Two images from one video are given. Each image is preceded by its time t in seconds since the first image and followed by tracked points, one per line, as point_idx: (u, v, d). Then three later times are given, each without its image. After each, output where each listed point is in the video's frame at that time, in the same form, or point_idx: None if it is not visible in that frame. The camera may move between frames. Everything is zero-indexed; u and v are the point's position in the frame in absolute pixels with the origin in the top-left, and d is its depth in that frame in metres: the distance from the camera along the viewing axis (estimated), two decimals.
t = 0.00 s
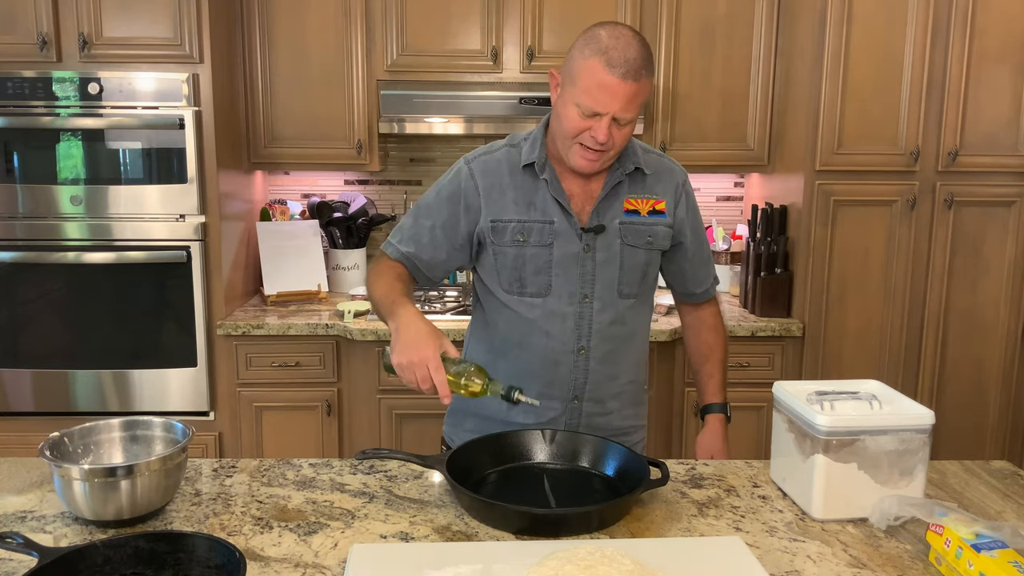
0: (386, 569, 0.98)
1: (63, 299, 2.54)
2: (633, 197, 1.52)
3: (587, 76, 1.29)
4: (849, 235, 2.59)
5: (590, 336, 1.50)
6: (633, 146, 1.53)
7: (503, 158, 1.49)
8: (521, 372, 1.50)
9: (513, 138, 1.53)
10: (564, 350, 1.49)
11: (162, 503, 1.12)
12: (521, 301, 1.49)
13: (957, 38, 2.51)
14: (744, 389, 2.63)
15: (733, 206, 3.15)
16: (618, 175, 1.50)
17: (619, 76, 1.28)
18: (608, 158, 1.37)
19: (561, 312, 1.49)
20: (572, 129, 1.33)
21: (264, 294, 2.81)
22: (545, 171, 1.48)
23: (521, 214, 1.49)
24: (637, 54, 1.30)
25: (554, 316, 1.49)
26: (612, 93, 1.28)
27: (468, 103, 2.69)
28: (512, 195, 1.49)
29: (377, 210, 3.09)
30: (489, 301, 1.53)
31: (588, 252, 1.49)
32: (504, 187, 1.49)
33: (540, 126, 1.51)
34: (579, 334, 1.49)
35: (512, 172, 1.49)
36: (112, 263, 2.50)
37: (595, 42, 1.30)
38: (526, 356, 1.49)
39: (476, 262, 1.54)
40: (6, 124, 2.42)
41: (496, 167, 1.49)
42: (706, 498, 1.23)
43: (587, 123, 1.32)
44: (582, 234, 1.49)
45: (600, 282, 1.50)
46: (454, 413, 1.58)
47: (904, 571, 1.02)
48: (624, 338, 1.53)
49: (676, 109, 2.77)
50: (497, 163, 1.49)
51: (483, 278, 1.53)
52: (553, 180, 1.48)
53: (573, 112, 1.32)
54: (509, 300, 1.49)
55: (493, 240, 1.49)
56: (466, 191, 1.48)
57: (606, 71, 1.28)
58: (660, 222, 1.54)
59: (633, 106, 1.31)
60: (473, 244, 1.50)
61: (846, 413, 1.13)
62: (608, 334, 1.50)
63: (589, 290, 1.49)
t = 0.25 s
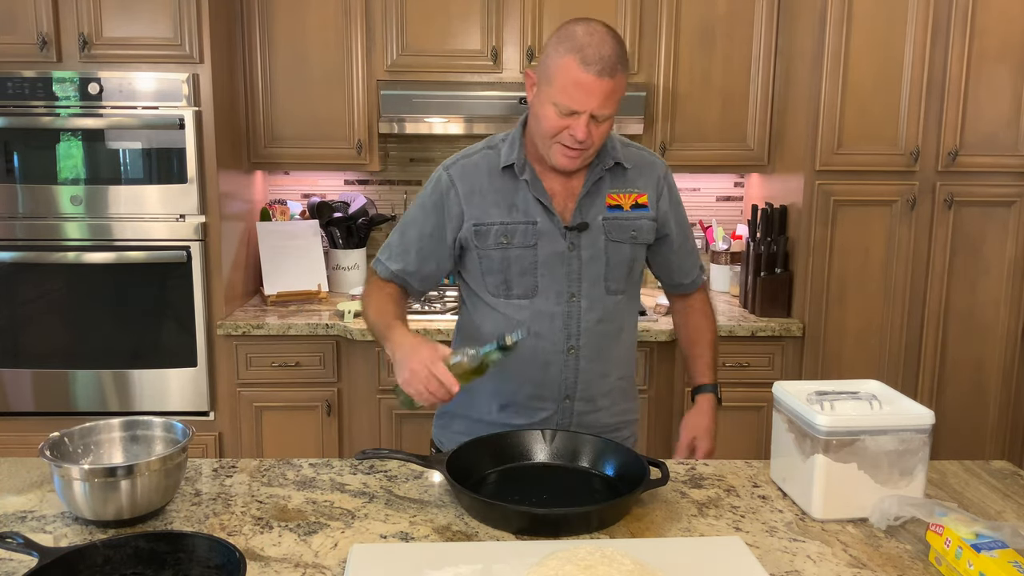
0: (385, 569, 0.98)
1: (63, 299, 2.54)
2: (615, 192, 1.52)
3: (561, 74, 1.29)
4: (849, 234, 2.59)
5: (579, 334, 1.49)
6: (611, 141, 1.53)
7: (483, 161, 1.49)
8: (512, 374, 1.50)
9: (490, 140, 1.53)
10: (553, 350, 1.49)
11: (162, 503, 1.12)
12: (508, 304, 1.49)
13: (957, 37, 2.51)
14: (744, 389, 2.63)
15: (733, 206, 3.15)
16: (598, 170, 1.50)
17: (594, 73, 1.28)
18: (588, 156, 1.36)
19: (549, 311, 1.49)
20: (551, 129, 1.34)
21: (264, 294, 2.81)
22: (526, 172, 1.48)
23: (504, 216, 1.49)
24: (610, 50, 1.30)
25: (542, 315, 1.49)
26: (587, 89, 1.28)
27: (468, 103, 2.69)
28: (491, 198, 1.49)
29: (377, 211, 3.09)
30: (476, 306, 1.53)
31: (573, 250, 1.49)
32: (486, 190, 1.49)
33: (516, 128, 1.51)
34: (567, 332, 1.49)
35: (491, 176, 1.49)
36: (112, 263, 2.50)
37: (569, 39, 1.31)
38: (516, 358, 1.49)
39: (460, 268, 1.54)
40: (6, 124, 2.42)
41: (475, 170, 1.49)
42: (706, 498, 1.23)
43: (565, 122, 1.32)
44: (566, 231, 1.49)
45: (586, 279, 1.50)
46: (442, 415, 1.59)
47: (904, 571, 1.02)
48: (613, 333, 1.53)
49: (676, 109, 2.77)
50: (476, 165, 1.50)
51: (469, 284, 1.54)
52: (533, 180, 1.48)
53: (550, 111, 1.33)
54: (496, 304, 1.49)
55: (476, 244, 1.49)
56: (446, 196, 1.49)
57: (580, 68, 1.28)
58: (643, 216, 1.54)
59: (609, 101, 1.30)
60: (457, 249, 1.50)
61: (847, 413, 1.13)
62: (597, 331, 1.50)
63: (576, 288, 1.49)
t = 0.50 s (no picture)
0: (385, 569, 0.98)
1: (63, 299, 2.54)
2: (510, 192, 1.48)
3: (410, 80, 1.24)
4: (849, 235, 2.59)
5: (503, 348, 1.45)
6: (495, 141, 1.49)
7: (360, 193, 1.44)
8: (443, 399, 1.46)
9: (371, 167, 1.47)
10: (479, 371, 1.45)
11: (162, 503, 1.12)
12: (427, 333, 1.45)
13: (957, 37, 2.51)
14: (744, 389, 2.63)
15: (733, 206, 3.15)
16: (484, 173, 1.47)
17: (440, 68, 1.22)
18: (468, 155, 1.30)
19: (468, 331, 1.44)
20: (421, 138, 1.27)
21: (264, 294, 2.81)
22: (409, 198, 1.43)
23: (400, 248, 1.43)
24: (451, 38, 1.24)
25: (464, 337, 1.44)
26: (443, 86, 1.23)
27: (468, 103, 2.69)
28: (383, 230, 1.44)
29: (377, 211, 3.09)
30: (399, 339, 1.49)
31: (479, 265, 1.45)
32: (377, 223, 1.44)
33: (389, 150, 1.46)
34: (491, 350, 1.45)
35: (376, 208, 1.44)
36: (112, 263, 2.50)
37: (409, 41, 1.25)
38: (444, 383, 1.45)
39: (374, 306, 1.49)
40: (7, 124, 2.42)
41: (361, 204, 1.42)
42: (706, 498, 1.23)
43: (432, 127, 1.26)
44: (467, 248, 1.45)
45: (499, 291, 1.45)
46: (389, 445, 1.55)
47: (904, 571, 1.02)
48: (539, 337, 1.49)
49: (676, 109, 2.77)
50: (361, 199, 1.43)
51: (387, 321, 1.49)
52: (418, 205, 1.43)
53: (413, 121, 1.26)
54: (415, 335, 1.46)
55: (379, 281, 1.44)
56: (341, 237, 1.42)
57: (425, 67, 1.23)
58: (545, 208, 1.50)
59: (470, 92, 1.24)
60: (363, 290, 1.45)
61: (847, 413, 1.13)
62: (521, 340, 1.46)
63: (491, 301, 1.45)
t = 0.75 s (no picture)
0: (385, 569, 0.98)
1: (63, 299, 2.54)
2: (603, 246, 1.39)
3: (548, 120, 1.13)
4: (849, 235, 2.59)
5: (558, 395, 1.49)
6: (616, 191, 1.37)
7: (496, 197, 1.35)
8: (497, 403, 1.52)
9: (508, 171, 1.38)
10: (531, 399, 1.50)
11: (162, 503, 1.12)
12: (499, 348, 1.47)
13: (957, 37, 2.51)
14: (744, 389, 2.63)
15: (733, 206, 3.15)
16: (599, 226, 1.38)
17: (587, 116, 1.11)
18: (593, 206, 1.20)
19: (530, 369, 1.47)
20: (547, 182, 1.17)
21: (264, 294, 2.81)
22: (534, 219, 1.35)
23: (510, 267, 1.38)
24: (602, 85, 1.13)
25: (525, 370, 1.47)
26: (585, 136, 1.12)
27: (468, 103, 2.69)
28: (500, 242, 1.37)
29: (377, 210, 3.09)
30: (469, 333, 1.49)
31: (561, 313, 1.43)
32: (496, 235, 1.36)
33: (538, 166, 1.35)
34: (545, 388, 1.49)
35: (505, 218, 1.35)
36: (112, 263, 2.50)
37: (556, 79, 1.14)
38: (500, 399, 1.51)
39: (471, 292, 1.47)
40: (6, 124, 2.42)
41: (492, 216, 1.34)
42: (706, 498, 1.23)
43: (561, 173, 1.16)
44: (556, 292, 1.42)
45: (572, 343, 1.46)
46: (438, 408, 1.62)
47: (904, 571, 1.02)
48: (601, 389, 1.51)
49: (676, 109, 2.77)
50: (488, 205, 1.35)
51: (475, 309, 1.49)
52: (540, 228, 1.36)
53: (543, 162, 1.17)
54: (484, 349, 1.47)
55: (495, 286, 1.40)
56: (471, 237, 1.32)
57: (569, 113, 1.12)
58: (629, 275, 1.41)
59: (611, 145, 1.14)
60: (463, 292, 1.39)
61: (847, 414, 1.14)
62: (577, 393, 1.50)
63: (560, 348, 1.46)
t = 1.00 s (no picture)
0: (385, 569, 0.98)
1: (63, 299, 2.54)
2: (612, 255, 1.40)
3: (566, 128, 1.13)
4: (849, 235, 2.59)
5: (562, 402, 1.49)
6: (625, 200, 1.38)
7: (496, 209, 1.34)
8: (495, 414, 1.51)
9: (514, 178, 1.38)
10: (535, 408, 1.50)
11: (162, 503, 1.12)
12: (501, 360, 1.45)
13: (957, 37, 2.51)
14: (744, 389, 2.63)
15: (733, 206, 3.15)
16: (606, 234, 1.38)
17: (605, 125, 1.11)
18: (608, 214, 1.20)
19: (535, 377, 1.47)
20: (562, 189, 1.17)
21: (263, 294, 2.81)
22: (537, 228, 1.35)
23: (516, 275, 1.38)
24: (621, 94, 1.13)
25: (529, 378, 1.47)
26: (603, 145, 1.12)
27: (467, 104, 2.69)
28: (501, 254, 1.37)
29: (377, 210, 3.09)
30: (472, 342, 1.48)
31: (567, 320, 1.42)
32: (501, 243, 1.36)
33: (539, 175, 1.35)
34: (549, 397, 1.49)
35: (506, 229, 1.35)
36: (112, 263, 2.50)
37: (575, 87, 1.14)
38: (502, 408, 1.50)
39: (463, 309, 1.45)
40: (6, 124, 2.42)
41: (493, 226, 1.34)
42: (706, 498, 1.23)
43: (576, 181, 1.16)
44: (561, 300, 1.41)
45: (577, 349, 1.45)
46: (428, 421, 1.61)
47: (904, 571, 1.02)
48: (605, 395, 1.51)
49: (676, 109, 2.77)
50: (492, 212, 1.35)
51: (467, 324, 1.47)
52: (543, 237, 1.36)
53: (559, 169, 1.17)
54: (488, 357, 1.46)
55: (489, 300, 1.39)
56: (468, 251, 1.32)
57: (588, 121, 1.11)
58: (641, 283, 1.42)
59: (628, 154, 1.14)
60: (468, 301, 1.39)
61: (847, 414, 1.13)
62: (582, 402, 1.50)
63: (565, 356, 1.46)
